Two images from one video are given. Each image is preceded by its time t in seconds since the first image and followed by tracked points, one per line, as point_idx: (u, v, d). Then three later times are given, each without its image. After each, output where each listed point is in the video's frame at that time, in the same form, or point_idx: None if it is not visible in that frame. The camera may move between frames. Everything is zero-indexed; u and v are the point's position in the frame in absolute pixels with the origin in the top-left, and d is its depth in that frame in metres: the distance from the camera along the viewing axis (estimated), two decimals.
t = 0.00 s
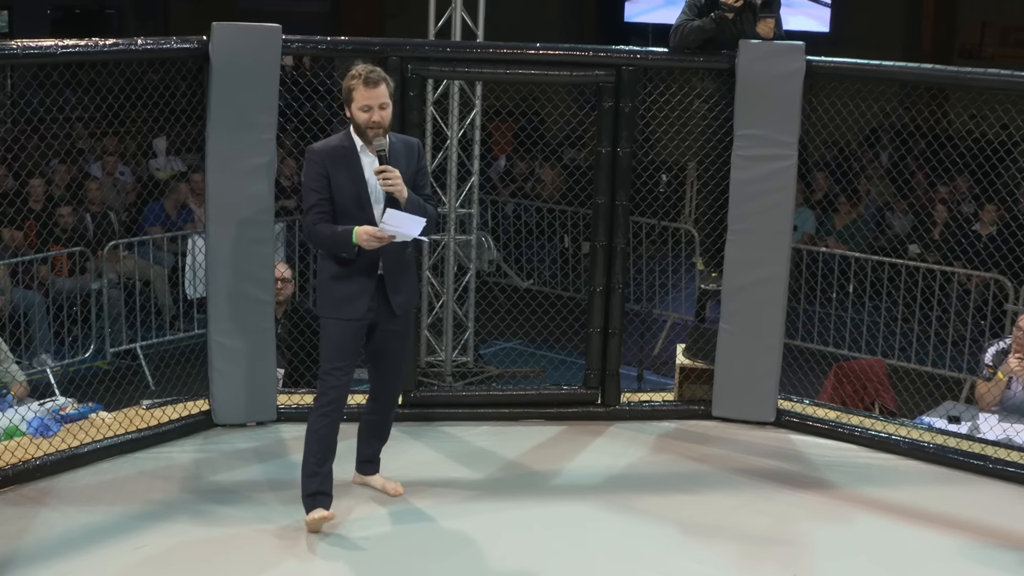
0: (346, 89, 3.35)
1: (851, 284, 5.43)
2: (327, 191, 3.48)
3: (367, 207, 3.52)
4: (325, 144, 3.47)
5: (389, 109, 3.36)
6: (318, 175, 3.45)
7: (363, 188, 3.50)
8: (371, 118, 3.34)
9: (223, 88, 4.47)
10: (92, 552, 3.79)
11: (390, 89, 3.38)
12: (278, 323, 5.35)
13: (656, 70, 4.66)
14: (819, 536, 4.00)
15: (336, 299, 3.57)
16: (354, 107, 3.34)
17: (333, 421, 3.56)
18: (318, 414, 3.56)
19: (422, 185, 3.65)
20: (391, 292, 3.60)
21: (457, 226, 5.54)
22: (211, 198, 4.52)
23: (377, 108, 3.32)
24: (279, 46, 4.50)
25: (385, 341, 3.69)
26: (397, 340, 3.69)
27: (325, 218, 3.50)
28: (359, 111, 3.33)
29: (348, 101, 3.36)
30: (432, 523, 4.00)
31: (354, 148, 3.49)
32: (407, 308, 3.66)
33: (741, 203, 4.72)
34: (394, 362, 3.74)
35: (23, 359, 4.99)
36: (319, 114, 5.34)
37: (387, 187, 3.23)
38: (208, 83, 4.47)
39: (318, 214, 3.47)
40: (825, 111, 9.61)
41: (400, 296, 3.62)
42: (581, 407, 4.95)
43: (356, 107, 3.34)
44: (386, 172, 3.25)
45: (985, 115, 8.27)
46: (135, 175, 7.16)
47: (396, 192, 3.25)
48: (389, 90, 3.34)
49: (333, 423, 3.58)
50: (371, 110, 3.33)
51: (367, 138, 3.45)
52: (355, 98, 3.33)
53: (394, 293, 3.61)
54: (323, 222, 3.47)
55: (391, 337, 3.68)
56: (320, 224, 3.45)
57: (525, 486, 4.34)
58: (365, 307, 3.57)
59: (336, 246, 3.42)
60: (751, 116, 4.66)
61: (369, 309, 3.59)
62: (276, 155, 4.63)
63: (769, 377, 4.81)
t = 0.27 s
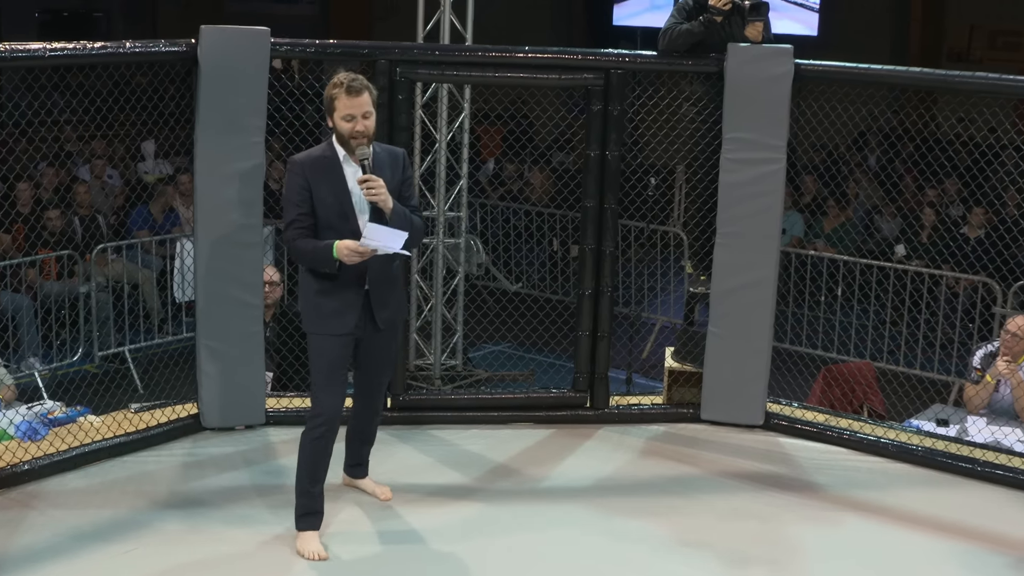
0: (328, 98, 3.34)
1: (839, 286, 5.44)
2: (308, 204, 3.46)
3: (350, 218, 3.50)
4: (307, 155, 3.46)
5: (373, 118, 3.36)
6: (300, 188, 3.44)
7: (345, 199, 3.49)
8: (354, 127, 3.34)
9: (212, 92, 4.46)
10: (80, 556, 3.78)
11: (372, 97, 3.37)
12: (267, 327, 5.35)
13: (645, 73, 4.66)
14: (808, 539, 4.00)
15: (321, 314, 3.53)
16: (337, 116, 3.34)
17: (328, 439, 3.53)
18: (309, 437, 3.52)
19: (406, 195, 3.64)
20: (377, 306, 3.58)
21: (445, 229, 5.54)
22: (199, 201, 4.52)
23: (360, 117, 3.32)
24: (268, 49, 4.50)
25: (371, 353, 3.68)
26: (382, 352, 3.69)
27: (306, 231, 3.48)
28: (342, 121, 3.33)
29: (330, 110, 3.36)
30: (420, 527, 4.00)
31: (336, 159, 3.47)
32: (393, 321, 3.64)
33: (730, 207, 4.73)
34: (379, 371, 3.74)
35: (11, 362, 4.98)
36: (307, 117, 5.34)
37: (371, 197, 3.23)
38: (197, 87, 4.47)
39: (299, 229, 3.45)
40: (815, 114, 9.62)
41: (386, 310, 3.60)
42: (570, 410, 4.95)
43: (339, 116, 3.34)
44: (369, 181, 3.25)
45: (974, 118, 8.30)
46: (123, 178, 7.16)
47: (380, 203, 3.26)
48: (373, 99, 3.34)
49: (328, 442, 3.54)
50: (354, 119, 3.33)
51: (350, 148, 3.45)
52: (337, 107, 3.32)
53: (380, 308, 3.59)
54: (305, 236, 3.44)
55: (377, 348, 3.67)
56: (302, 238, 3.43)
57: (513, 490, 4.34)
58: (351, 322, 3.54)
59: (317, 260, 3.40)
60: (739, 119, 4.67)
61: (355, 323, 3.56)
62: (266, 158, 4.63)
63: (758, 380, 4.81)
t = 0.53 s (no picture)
0: (305, 99, 3.27)
1: (834, 288, 5.44)
2: (284, 214, 3.39)
3: (328, 227, 3.43)
4: (284, 163, 3.39)
5: (352, 118, 3.28)
6: (276, 196, 3.37)
7: (323, 208, 3.41)
8: (332, 127, 3.26)
9: (207, 94, 4.46)
10: (74, 559, 3.78)
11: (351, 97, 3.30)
12: (261, 329, 5.35)
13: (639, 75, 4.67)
14: (802, 541, 4.00)
15: (298, 326, 3.44)
16: (314, 117, 3.26)
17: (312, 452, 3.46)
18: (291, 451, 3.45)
19: (387, 202, 3.55)
20: (358, 317, 3.49)
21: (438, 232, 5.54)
22: (195, 203, 4.52)
23: (338, 117, 3.24)
24: (262, 52, 4.51)
25: (357, 364, 3.59)
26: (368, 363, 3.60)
27: (282, 241, 3.41)
28: (320, 121, 3.25)
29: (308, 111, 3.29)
30: (414, 530, 3.99)
31: (314, 166, 3.40)
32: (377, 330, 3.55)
33: (724, 209, 4.73)
34: (367, 383, 3.64)
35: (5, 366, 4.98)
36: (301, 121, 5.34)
37: (349, 199, 3.14)
38: (191, 89, 4.47)
39: (276, 239, 3.39)
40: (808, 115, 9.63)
41: (368, 321, 3.51)
42: (564, 412, 4.95)
43: (316, 117, 3.26)
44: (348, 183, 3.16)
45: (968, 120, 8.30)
46: (117, 181, 7.15)
47: (359, 206, 3.17)
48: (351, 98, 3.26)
49: (308, 456, 3.47)
50: (331, 119, 3.25)
51: (328, 152, 3.37)
52: (314, 108, 3.25)
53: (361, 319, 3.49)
54: (281, 246, 3.38)
55: (362, 359, 3.58)
56: (278, 248, 3.37)
57: (507, 492, 4.34)
58: (331, 333, 3.45)
59: (293, 271, 3.33)
60: (733, 122, 4.68)
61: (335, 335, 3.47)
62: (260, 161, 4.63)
63: (752, 381, 4.82)
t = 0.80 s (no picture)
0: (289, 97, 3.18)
1: (837, 291, 5.44)
2: (268, 217, 3.30)
3: (311, 230, 3.31)
4: (269, 164, 3.30)
5: (335, 114, 3.16)
6: (259, 200, 3.30)
7: (307, 211, 3.29)
8: (312, 124, 3.15)
9: (209, 97, 4.46)
10: (77, 561, 3.78)
11: (337, 93, 3.18)
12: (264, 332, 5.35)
13: (642, 78, 4.67)
14: (806, 544, 4.00)
15: (287, 335, 3.33)
16: (296, 115, 3.17)
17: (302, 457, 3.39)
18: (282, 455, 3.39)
19: (382, 203, 3.40)
20: (350, 321, 3.33)
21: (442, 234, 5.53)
22: (197, 205, 4.52)
23: (318, 113, 3.13)
24: (265, 55, 4.51)
25: (358, 373, 3.41)
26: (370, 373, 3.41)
27: (267, 246, 3.32)
28: (301, 118, 3.15)
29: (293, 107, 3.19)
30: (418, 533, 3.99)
31: (299, 166, 3.30)
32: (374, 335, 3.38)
33: (727, 211, 4.73)
34: (375, 394, 3.43)
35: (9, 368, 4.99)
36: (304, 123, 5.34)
37: (326, 196, 3.07)
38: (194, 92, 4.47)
39: (259, 243, 3.31)
40: (811, 117, 9.67)
41: (360, 325, 3.34)
42: (568, 415, 4.95)
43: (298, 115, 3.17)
44: (326, 180, 3.07)
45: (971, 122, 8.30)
46: (121, 183, 7.16)
47: (337, 202, 3.10)
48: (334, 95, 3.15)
49: (302, 459, 3.40)
50: (311, 115, 3.14)
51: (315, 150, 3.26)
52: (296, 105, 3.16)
53: (350, 324, 3.33)
54: (263, 251, 3.29)
55: (362, 368, 3.40)
56: (260, 253, 3.28)
57: (511, 494, 4.34)
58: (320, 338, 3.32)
59: (272, 277, 3.22)
60: (736, 124, 4.67)
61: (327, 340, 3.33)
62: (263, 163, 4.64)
63: (755, 384, 4.82)
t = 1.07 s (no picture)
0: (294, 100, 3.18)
1: (840, 291, 5.43)
2: (273, 219, 3.32)
3: (312, 234, 3.28)
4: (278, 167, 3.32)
5: (335, 117, 3.14)
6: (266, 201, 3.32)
7: (309, 214, 3.28)
8: (311, 126, 3.13)
9: (213, 97, 4.47)
10: (79, 561, 3.78)
11: (340, 96, 3.15)
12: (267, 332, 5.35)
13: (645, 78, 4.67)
14: (808, 544, 3.99)
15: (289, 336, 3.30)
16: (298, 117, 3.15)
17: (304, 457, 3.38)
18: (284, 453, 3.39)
19: (389, 207, 3.32)
20: (351, 326, 3.25)
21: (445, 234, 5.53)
22: (201, 205, 4.53)
23: (318, 115, 3.11)
24: (268, 55, 4.52)
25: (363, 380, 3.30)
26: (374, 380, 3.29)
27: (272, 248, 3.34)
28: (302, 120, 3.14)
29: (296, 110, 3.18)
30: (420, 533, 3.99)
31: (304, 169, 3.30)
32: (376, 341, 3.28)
33: (730, 211, 4.73)
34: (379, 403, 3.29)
35: (13, 368, 4.99)
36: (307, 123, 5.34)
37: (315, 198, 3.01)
38: (197, 92, 4.47)
39: (265, 245, 3.34)
40: (813, 117, 9.71)
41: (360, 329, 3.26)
42: (570, 415, 4.95)
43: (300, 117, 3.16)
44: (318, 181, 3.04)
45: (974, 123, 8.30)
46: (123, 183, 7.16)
47: (329, 206, 3.03)
48: (333, 96, 3.11)
49: (303, 459, 3.38)
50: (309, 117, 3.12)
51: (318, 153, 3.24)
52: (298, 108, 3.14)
53: (350, 327, 3.26)
54: (267, 252, 3.31)
55: (366, 375, 3.29)
56: (263, 254, 3.31)
57: (514, 494, 4.34)
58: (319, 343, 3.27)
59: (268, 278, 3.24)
60: (739, 125, 4.68)
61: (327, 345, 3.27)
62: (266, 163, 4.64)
63: (758, 384, 4.82)
